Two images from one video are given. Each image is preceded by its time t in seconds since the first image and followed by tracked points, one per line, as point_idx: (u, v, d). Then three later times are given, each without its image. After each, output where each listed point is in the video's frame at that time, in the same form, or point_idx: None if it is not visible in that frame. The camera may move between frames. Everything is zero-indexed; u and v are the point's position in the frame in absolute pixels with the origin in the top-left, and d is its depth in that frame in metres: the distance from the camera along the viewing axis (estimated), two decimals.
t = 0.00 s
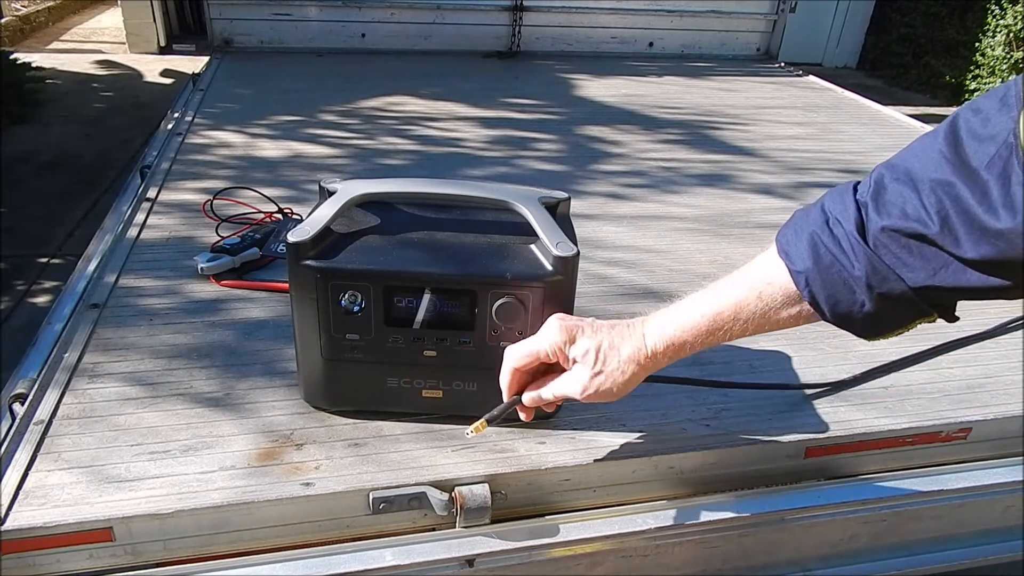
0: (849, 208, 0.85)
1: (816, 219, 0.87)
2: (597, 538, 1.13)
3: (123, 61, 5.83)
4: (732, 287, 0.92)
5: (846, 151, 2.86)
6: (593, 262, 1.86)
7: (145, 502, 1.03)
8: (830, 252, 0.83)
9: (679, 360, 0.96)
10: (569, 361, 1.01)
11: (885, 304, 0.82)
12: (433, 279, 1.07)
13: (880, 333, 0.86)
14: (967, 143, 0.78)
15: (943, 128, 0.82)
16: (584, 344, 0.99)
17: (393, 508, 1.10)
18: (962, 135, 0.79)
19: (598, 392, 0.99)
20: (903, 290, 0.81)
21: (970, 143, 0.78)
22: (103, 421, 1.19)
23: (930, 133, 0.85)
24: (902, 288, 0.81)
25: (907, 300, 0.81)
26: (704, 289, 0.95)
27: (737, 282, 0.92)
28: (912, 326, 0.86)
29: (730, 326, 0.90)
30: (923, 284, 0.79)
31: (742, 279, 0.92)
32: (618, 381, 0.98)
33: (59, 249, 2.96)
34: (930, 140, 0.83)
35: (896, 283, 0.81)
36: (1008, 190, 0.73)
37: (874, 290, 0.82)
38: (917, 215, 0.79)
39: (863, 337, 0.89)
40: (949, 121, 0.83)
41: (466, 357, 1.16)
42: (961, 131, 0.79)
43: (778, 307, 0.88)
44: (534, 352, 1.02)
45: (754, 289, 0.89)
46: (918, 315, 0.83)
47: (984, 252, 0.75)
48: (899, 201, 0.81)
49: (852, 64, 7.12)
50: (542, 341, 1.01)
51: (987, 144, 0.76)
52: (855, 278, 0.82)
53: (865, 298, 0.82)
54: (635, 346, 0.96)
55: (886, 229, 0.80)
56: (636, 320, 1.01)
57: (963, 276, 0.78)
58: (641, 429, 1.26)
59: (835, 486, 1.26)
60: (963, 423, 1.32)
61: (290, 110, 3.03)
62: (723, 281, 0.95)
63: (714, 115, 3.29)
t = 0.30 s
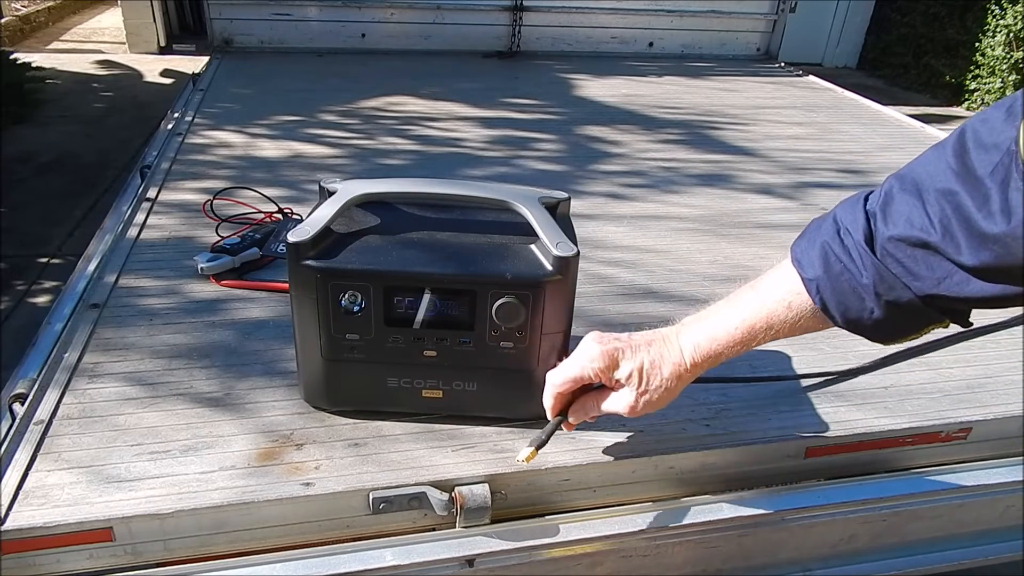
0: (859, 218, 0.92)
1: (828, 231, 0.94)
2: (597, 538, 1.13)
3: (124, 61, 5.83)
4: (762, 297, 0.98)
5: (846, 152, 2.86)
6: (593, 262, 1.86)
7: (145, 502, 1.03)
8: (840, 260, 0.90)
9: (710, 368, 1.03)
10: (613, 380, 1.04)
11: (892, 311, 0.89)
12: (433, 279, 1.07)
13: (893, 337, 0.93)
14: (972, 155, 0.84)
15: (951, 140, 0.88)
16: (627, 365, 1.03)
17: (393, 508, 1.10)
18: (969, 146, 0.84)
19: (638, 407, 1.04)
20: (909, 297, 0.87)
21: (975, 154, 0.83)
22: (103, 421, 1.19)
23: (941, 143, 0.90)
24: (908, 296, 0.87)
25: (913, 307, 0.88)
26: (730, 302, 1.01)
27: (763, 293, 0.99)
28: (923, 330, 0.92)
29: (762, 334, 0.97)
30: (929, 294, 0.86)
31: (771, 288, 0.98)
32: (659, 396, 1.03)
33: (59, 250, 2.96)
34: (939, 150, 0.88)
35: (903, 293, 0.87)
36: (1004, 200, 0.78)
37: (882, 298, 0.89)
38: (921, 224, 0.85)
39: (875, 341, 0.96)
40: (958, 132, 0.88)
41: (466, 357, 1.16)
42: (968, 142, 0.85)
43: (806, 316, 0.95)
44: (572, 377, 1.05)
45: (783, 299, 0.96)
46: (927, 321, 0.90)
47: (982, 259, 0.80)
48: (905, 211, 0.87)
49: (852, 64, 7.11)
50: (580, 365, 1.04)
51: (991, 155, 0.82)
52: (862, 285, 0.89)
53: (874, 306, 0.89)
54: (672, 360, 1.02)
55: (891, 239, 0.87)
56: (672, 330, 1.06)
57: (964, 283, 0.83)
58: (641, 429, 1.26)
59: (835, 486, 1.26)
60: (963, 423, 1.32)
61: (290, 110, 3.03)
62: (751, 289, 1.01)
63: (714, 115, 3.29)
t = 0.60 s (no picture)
0: (868, 212, 0.93)
1: (839, 224, 0.96)
2: (597, 538, 1.13)
3: (123, 61, 5.83)
4: (780, 286, 1.01)
5: (846, 152, 2.86)
6: (593, 262, 1.86)
7: (145, 502, 1.03)
8: (847, 253, 0.92)
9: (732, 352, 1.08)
10: (640, 363, 1.12)
11: (898, 304, 0.90)
12: (433, 279, 1.07)
13: (901, 330, 0.94)
14: (975, 149, 0.84)
15: (959, 137, 0.88)
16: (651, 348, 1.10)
17: (393, 508, 1.10)
18: (973, 142, 0.85)
19: (662, 389, 1.11)
20: (912, 290, 0.88)
21: (979, 149, 0.83)
22: (103, 421, 1.19)
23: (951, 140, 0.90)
24: (912, 289, 0.88)
25: (918, 300, 0.89)
26: (754, 289, 1.04)
27: (784, 280, 1.01)
28: (933, 323, 0.93)
29: (782, 322, 1.00)
30: (932, 287, 0.87)
31: (790, 277, 1.00)
32: (684, 378, 1.10)
33: (58, 249, 2.96)
34: (948, 147, 0.89)
35: (907, 285, 0.88)
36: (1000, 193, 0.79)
37: (887, 289, 0.90)
38: (923, 218, 0.86)
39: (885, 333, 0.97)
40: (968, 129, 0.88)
41: (467, 357, 1.16)
42: (973, 138, 0.85)
43: (825, 304, 0.97)
44: (601, 359, 1.14)
45: (801, 288, 0.98)
46: (934, 315, 0.91)
47: (978, 252, 0.82)
48: (909, 205, 0.88)
49: (852, 65, 7.11)
50: (609, 348, 1.12)
51: (993, 151, 0.82)
52: (867, 277, 0.91)
53: (879, 297, 0.91)
54: (695, 346, 1.07)
55: (896, 232, 0.88)
56: (698, 315, 1.10)
57: (964, 276, 0.84)
58: (641, 429, 1.26)
59: (836, 486, 1.26)
60: (963, 423, 1.32)
61: (290, 110, 3.03)
62: (773, 277, 1.04)
63: (714, 115, 3.29)
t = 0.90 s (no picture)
0: (872, 212, 0.94)
1: (844, 224, 0.97)
2: (597, 538, 1.13)
3: (123, 61, 5.83)
4: (785, 285, 1.01)
5: (846, 152, 2.86)
6: (593, 262, 1.86)
7: (145, 502, 1.03)
8: (850, 252, 0.93)
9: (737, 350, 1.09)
10: (646, 361, 1.14)
11: (901, 303, 0.90)
12: (433, 279, 1.07)
13: (905, 330, 0.94)
14: (977, 150, 0.84)
15: (963, 137, 0.88)
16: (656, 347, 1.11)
17: (393, 508, 1.10)
18: (976, 142, 0.85)
19: (669, 387, 1.13)
20: (914, 289, 0.88)
21: (981, 150, 0.84)
22: (103, 421, 1.19)
23: (956, 142, 0.91)
24: (914, 288, 0.88)
25: (921, 299, 0.89)
26: (759, 288, 1.05)
27: (789, 279, 1.02)
28: (937, 322, 0.93)
29: (786, 320, 1.01)
30: (934, 286, 0.87)
31: (795, 276, 1.01)
32: (691, 376, 1.11)
33: (58, 249, 2.96)
34: (952, 148, 0.89)
35: (909, 284, 0.88)
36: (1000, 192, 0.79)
37: (890, 288, 0.90)
38: (925, 218, 0.86)
39: (890, 333, 0.97)
40: (973, 130, 0.88)
41: (466, 357, 1.16)
42: (976, 138, 0.86)
43: (829, 303, 0.98)
44: (610, 358, 1.17)
45: (805, 287, 0.99)
46: (937, 314, 0.90)
47: (979, 249, 0.82)
48: (911, 204, 0.89)
49: (852, 64, 7.11)
50: (616, 347, 1.15)
51: (995, 151, 0.82)
52: (870, 276, 0.91)
53: (882, 296, 0.91)
54: (700, 345, 1.08)
55: (898, 231, 0.89)
56: (705, 313, 1.12)
57: (965, 275, 0.84)
58: (641, 429, 1.26)
59: (836, 486, 1.26)
60: (963, 423, 1.32)
61: (289, 110, 3.03)
62: (778, 276, 1.04)
63: (714, 115, 3.29)
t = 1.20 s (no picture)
0: (867, 217, 0.94)
1: (839, 230, 0.97)
2: (597, 538, 1.13)
3: (123, 61, 5.82)
4: (783, 292, 1.01)
5: (846, 152, 2.86)
6: (593, 262, 1.86)
7: (145, 502, 1.03)
8: (846, 258, 0.93)
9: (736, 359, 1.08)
10: (645, 371, 1.14)
11: (898, 308, 0.90)
12: (433, 279, 1.07)
13: (903, 336, 0.94)
14: (972, 155, 0.84)
15: (959, 142, 0.89)
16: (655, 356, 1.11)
17: (393, 507, 1.10)
18: (972, 147, 0.85)
19: (667, 396, 1.13)
20: (912, 294, 0.88)
21: (977, 155, 0.84)
22: (103, 421, 1.19)
23: (951, 147, 0.91)
24: (912, 293, 0.88)
25: (918, 305, 0.89)
26: (756, 296, 1.05)
27: (787, 287, 1.02)
28: (935, 328, 0.93)
29: (784, 328, 1.01)
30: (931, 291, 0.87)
31: (792, 284, 1.01)
32: (692, 385, 1.11)
33: (59, 249, 2.96)
34: (946, 153, 0.89)
35: (907, 290, 0.88)
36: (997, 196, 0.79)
37: (887, 294, 0.90)
38: (921, 223, 0.87)
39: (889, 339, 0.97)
40: (968, 136, 0.89)
41: (466, 357, 1.16)
42: (972, 143, 0.86)
43: (827, 310, 0.97)
44: (609, 370, 1.17)
45: (803, 294, 0.99)
46: (935, 320, 0.90)
47: (975, 254, 0.82)
48: (907, 209, 0.89)
49: (852, 64, 7.11)
50: (614, 358, 1.15)
51: (991, 155, 0.82)
52: (867, 282, 0.91)
53: (879, 302, 0.91)
54: (698, 353, 1.07)
55: (895, 236, 0.89)
56: (701, 322, 1.11)
57: (962, 280, 0.84)
58: (641, 429, 1.26)
59: (836, 486, 1.26)
60: (963, 423, 1.32)
61: (289, 109, 3.03)
62: (776, 283, 1.04)
63: (714, 115, 3.29)
